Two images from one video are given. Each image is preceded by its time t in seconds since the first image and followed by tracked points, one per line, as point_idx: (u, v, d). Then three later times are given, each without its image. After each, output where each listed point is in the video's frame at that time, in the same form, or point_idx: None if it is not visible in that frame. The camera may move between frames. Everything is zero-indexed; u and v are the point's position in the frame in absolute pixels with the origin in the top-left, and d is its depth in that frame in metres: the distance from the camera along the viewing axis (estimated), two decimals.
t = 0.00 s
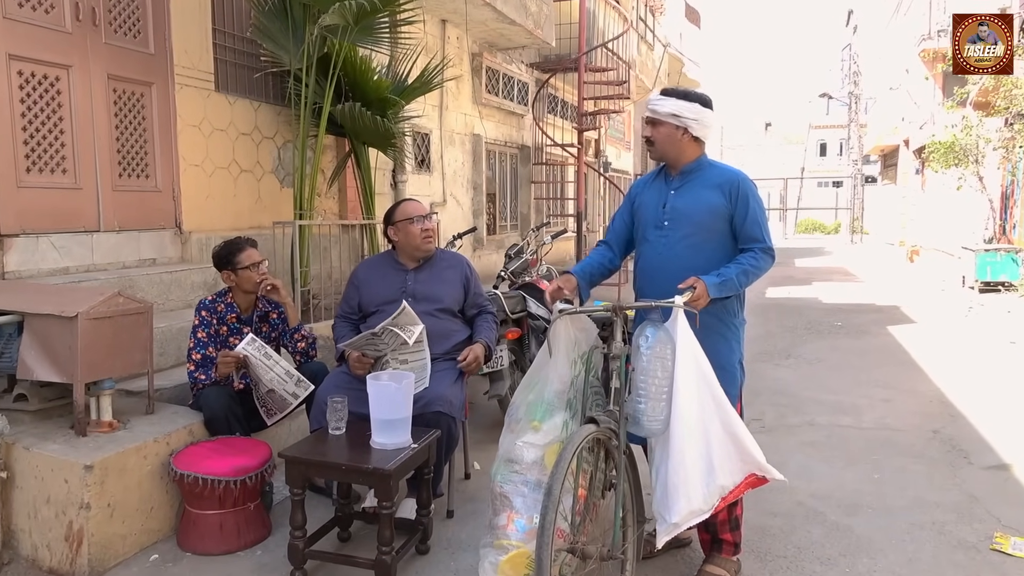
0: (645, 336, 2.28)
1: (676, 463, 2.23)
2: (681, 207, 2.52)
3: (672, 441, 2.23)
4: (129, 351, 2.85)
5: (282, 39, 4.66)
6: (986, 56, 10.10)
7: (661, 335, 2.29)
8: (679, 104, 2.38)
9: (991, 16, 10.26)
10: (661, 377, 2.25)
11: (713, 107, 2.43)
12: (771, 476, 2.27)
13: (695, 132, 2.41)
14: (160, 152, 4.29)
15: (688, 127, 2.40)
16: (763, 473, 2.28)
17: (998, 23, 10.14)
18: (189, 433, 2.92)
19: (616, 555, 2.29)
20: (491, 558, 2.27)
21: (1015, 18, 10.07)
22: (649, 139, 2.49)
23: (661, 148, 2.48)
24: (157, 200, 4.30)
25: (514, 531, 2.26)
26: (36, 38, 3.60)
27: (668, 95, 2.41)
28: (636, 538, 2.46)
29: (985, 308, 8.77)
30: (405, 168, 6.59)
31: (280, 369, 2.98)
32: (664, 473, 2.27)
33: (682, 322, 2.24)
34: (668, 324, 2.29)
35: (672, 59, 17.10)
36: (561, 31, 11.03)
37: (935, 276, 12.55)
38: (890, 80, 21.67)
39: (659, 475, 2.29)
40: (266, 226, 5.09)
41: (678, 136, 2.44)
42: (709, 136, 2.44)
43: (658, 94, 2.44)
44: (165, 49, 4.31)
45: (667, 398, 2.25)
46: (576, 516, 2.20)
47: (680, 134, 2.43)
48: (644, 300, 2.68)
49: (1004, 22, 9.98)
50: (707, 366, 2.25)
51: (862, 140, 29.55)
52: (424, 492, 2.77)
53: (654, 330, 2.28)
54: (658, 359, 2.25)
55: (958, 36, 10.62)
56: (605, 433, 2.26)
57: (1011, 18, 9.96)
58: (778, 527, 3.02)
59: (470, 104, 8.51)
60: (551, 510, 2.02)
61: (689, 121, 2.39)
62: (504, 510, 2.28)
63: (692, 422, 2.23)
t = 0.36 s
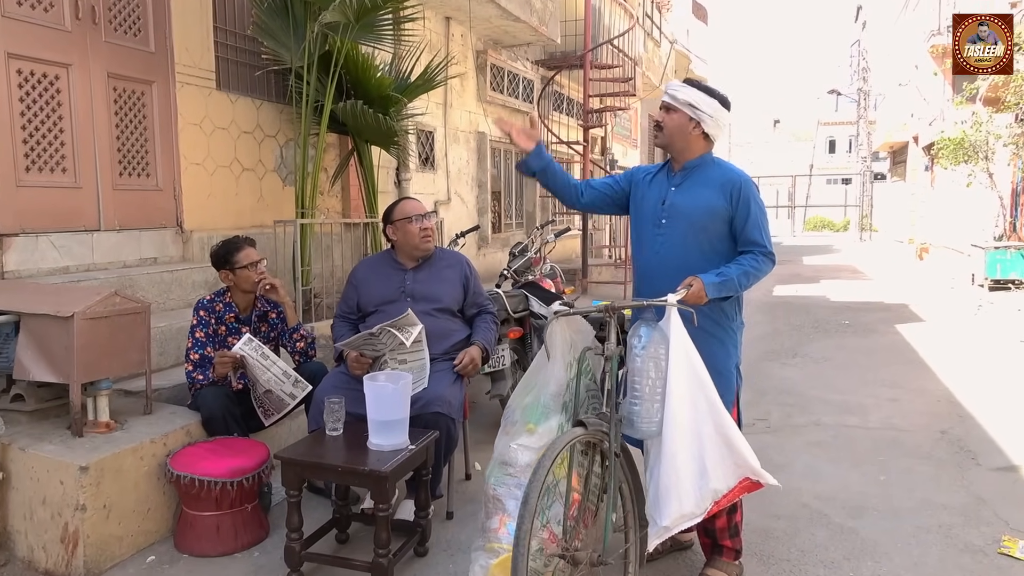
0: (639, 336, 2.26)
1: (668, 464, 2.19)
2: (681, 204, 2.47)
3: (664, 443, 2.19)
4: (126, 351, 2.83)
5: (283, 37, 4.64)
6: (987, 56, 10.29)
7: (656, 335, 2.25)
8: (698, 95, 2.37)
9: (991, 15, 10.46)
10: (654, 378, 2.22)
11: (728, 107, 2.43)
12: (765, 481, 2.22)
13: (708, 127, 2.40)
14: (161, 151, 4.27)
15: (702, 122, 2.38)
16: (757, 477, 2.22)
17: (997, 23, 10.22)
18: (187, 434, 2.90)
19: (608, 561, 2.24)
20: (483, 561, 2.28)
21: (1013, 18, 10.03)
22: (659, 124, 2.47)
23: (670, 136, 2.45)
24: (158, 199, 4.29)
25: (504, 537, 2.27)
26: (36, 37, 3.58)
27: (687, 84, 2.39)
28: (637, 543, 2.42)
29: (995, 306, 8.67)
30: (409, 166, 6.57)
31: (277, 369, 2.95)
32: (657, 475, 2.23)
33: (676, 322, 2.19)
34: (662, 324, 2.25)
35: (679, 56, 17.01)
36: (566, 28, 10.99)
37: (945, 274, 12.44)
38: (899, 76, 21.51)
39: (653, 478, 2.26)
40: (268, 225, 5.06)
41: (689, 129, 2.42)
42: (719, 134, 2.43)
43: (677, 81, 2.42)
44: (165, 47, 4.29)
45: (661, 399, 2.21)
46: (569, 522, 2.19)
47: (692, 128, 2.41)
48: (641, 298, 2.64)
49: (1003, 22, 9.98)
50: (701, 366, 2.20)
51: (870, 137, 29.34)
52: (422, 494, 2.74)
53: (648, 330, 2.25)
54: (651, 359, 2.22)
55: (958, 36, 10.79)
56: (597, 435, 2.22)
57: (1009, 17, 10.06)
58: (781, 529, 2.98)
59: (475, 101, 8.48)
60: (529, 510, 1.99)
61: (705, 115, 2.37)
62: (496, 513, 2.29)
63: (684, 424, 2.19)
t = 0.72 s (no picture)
0: (638, 337, 2.24)
1: (666, 469, 2.15)
2: (689, 202, 2.45)
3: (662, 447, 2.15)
4: (128, 349, 2.83)
5: (285, 35, 4.62)
6: (985, 56, 10.06)
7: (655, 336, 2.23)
8: (713, 89, 2.35)
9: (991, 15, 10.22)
10: (653, 380, 2.20)
11: (742, 104, 2.40)
12: (767, 486, 2.16)
13: (720, 123, 2.37)
14: (164, 149, 4.27)
15: (715, 117, 2.36)
16: (760, 483, 2.17)
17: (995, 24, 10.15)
18: (188, 433, 2.90)
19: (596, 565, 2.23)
20: (464, 552, 2.26)
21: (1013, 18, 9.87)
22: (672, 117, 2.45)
23: (682, 130, 2.43)
24: (162, 197, 4.30)
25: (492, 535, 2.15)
26: (38, 35, 3.59)
27: (703, 78, 2.38)
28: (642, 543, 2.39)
29: (1004, 305, 8.60)
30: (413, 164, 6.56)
31: (278, 368, 2.94)
32: (656, 480, 2.20)
33: (676, 322, 2.17)
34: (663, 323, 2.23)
35: (685, 54, 16.96)
36: (571, 25, 10.95)
37: (953, 272, 12.35)
38: (908, 73, 21.39)
39: (653, 482, 2.22)
40: (272, 224, 5.06)
41: (702, 124, 2.40)
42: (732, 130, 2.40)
43: (693, 75, 2.41)
44: (168, 45, 4.29)
45: (661, 401, 2.19)
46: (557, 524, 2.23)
47: (705, 123, 2.39)
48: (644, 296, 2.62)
49: (1004, 22, 9.85)
50: (700, 367, 2.16)
51: (879, 134, 29.16)
52: (423, 493, 2.73)
53: (648, 330, 2.24)
54: (649, 360, 2.20)
55: (958, 37, 10.57)
56: (591, 436, 2.22)
57: (1012, 17, 9.88)
58: (785, 529, 2.96)
59: (479, 99, 8.46)
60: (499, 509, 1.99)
61: (718, 109, 2.35)
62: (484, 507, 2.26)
63: (682, 428, 2.14)
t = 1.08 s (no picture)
0: (640, 338, 2.18)
1: (664, 476, 2.10)
2: (703, 199, 2.41)
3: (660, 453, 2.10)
4: (130, 348, 2.82)
5: (288, 33, 4.62)
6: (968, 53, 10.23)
7: (658, 338, 2.17)
8: (734, 81, 2.30)
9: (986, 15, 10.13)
10: (653, 382, 2.17)
11: (763, 98, 2.36)
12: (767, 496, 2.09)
13: (739, 117, 2.33)
14: (167, 148, 4.27)
15: (734, 109, 2.32)
16: (761, 492, 2.10)
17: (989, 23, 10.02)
18: (190, 432, 2.89)
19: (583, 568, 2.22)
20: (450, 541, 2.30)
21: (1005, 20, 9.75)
22: (688, 108, 2.41)
23: (698, 122, 2.39)
24: (165, 196, 4.29)
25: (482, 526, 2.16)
26: (41, 34, 3.58)
27: (725, 68, 2.33)
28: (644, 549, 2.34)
29: (1010, 303, 8.56)
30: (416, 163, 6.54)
31: (281, 367, 2.93)
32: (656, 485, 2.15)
33: (677, 323, 2.10)
34: (666, 324, 2.18)
35: (690, 52, 16.92)
36: (575, 23, 10.93)
37: (959, 270, 12.29)
38: (913, 71, 21.32)
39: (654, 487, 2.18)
40: (275, 222, 5.05)
41: (720, 116, 2.36)
42: (750, 124, 2.36)
43: (715, 64, 2.36)
44: (171, 44, 4.29)
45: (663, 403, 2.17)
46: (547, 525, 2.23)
47: (723, 116, 2.35)
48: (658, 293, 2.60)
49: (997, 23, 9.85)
50: (701, 372, 2.09)
51: (884, 132, 29.04)
52: (426, 493, 2.72)
53: (650, 331, 2.18)
54: (652, 362, 2.16)
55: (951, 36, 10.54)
56: (584, 440, 2.21)
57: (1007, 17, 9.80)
58: (790, 529, 2.94)
59: (483, 98, 8.45)
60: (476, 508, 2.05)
61: (738, 101, 2.31)
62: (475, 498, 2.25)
63: (681, 435, 2.07)
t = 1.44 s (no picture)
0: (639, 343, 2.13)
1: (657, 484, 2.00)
2: (707, 200, 2.29)
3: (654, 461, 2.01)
4: (135, 350, 2.81)
5: (293, 33, 4.61)
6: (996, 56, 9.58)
7: (657, 343, 2.13)
8: (740, 78, 2.19)
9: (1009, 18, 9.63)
10: (650, 387, 2.11)
11: (771, 97, 2.25)
12: (758, 510, 1.98)
13: (745, 116, 2.22)
14: (171, 149, 4.26)
15: (739, 108, 2.21)
16: (753, 508, 1.99)
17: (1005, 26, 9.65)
18: (196, 435, 2.88)
19: None
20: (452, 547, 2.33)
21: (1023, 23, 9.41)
22: (693, 107, 2.30)
23: (702, 122, 2.28)
24: (169, 197, 4.28)
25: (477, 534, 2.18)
26: (46, 35, 3.57)
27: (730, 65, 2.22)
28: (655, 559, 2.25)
29: (1017, 303, 8.51)
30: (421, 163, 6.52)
31: (287, 369, 2.91)
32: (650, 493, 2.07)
33: (673, 327, 2.02)
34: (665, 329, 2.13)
35: (693, 52, 16.87)
36: (579, 23, 10.90)
37: (965, 270, 12.23)
38: (918, 70, 21.26)
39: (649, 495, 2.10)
40: (280, 223, 5.03)
41: (724, 116, 2.25)
42: (756, 124, 2.25)
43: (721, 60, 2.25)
44: (176, 44, 4.27)
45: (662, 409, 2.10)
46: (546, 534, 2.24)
47: (728, 115, 2.24)
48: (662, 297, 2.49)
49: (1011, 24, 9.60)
50: (698, 377, 1.99)
51: (888, 131, 28.94)
52: (432, 496, 2.70)
53: (648, 336, 2.14)
54: (651, 367, 2.11)
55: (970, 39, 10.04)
56: (577, 448, 2.15)
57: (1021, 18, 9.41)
58: (800, 532, 2.91)
59: (487, 98, 8.42)
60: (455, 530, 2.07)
61: (743, 101, 2.19)
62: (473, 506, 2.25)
63: (674, 443, 1.98)
